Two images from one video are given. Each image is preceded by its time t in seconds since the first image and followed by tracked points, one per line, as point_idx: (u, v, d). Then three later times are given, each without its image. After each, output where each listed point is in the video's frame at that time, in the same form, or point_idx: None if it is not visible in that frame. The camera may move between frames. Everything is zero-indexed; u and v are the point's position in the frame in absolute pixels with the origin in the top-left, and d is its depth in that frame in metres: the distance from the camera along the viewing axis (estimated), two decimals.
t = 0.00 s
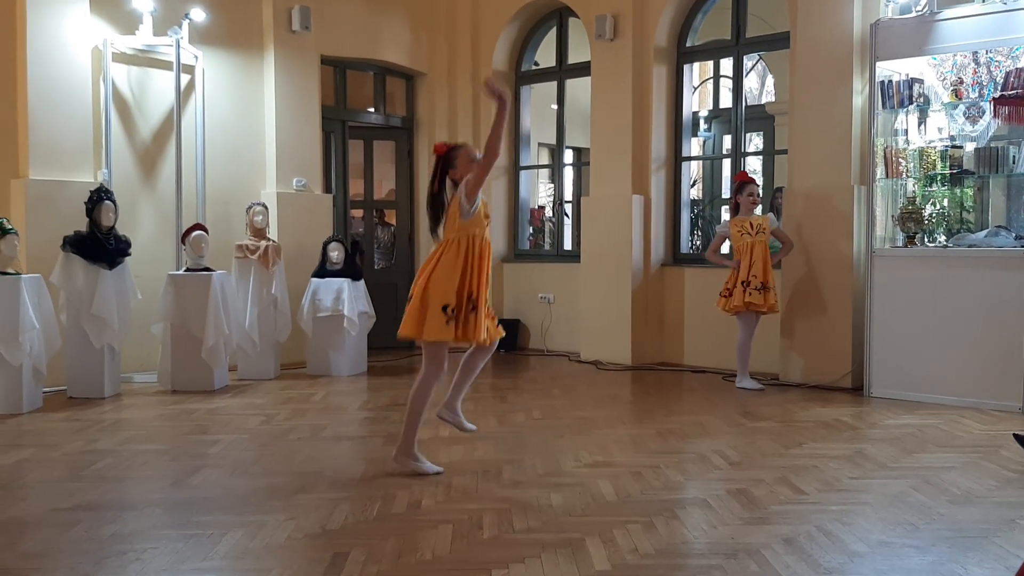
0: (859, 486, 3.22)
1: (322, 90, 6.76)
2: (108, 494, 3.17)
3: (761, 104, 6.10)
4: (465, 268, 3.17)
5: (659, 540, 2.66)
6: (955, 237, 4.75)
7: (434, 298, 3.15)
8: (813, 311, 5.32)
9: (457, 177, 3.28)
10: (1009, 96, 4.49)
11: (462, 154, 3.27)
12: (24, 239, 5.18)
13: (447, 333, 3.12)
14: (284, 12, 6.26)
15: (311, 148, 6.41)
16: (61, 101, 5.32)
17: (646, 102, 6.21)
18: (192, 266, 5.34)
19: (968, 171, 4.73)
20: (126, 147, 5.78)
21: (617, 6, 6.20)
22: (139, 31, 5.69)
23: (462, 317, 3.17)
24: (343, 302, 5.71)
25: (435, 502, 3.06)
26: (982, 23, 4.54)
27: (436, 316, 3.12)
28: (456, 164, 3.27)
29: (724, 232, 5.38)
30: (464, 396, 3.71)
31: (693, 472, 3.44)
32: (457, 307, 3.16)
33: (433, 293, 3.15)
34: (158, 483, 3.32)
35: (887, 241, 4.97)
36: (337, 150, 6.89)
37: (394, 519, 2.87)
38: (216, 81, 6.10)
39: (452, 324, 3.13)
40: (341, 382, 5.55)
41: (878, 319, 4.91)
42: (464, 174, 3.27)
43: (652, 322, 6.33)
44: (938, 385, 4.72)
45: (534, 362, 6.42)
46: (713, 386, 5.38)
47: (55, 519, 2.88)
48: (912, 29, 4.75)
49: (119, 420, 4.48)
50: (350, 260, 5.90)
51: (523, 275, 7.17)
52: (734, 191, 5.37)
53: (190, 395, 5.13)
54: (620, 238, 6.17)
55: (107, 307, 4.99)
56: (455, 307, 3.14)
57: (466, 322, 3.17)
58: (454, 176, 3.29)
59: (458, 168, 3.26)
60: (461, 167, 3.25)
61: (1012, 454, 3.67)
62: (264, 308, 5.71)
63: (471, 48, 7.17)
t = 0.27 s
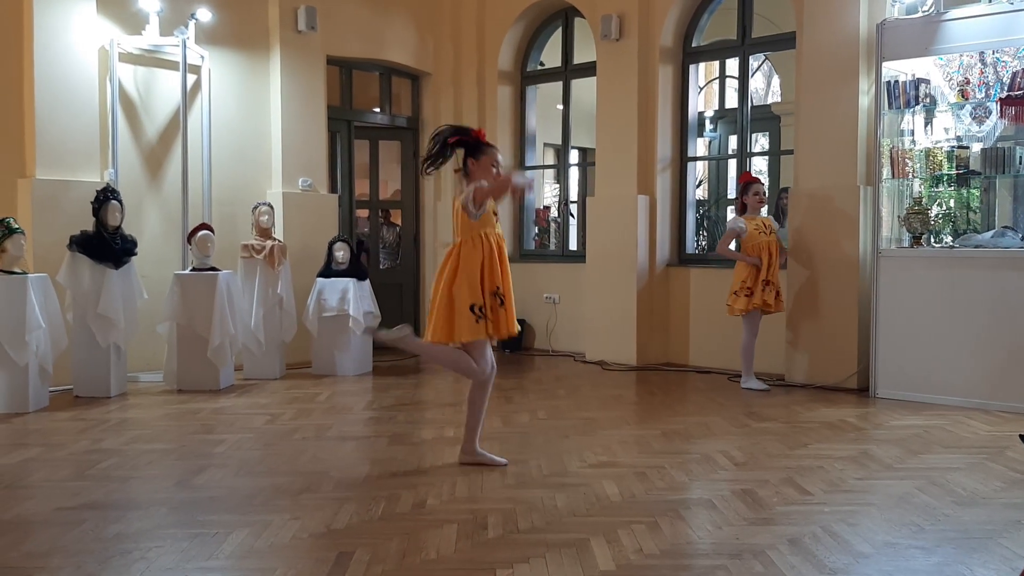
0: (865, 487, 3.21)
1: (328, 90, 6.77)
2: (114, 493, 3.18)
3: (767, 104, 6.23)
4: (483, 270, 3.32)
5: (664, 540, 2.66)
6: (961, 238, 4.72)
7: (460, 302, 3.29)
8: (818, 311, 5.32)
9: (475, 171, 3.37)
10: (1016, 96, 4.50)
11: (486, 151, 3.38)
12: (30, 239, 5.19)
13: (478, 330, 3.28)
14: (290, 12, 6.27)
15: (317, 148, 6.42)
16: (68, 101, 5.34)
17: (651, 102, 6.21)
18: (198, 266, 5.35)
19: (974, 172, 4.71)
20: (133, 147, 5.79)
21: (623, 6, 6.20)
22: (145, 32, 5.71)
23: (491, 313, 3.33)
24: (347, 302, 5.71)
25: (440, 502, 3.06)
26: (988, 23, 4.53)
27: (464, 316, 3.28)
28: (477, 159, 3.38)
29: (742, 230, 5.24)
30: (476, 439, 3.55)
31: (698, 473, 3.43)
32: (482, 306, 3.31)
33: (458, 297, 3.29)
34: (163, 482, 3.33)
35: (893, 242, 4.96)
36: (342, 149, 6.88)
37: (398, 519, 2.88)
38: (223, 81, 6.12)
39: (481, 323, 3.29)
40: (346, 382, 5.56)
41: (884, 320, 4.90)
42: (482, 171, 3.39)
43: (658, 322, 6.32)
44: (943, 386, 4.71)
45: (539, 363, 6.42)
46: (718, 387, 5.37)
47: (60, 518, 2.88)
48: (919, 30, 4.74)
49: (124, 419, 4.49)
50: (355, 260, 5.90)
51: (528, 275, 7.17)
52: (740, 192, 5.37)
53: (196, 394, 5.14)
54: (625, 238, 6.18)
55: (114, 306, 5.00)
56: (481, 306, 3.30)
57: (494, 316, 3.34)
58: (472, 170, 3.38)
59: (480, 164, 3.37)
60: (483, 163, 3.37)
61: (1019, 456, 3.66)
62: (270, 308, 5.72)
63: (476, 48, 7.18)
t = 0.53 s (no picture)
0: (869, 488, 3.21)
1: (333, 90, 6.78)
2: (118, 492, 3.19)
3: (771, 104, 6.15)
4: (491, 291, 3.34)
5: (668, 541, 2.66)
6: (967, 238, 4.73)
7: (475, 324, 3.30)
8: (823, 312, 5.31)
9: (484, 188, 3.42)
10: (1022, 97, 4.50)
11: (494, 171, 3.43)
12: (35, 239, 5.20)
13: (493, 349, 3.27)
14: (295, 12, 6.27)
15: (322, 148, 6.43)
16: (74, 101, 5.35)
17: (656, 102, 6.21)
18: (203, 266, 5.35)
19: (979, 173, 4.72)
20: (138, 147, 5.80)
21: (627, 6, 6.20)
22: (151, 32, 5.72)
23: (505, 335, 3.30)
24: (352, 302, 5.72)
25: (444, 502, 3.06)
26: (994, 24, 4.52)
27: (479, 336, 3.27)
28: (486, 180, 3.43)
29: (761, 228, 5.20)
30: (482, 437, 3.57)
31: (702, 473, 3.43)
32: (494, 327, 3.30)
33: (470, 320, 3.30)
34: (168, 482, 3.33)
35: (898, 243, 4.94)
36: (347, 150, 6.88)
37: (402, 519, 2.88)
38: (228, 81, 6.12)
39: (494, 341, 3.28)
40: (350, 382, 5.56)
41: (888, 321, 4.89)
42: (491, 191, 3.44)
43: (662, 323, 6.32)
44: (947, 386, 4.71)
45: (543, 363, 6.42)
46: (723, 387, 5.37)
47: (65, 517, 2.89)
48: (924, 30, 4.74)
49: (129, 419, 4.50)
50: (360, 261, 5.92)
51: (532, 275, 7.17)
52: (744, 192, 5.36)
53: (200, 394, 5.15)
54: (629, 238, 6.17)
55: (119, 306, 5.01)
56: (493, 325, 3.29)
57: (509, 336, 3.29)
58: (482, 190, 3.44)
59: (489, 181, 3.42)
60: (493, 182, 3.42)
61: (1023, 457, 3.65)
62: (274, 308, 5.72)
63: (481, 48, 7.18)
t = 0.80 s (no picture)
0: (873, 489, 3.21)
1: (336, 91, 6.78)
2: (123, 492, 3.19)
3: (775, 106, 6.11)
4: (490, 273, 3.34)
5: (671, 542, 2.66)
6: (971, 239, 4.71)
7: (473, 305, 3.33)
8: (826, 313, 5.31)
9: (485, 183, 3.48)
10: None
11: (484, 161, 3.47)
12: (40, 240, 5.21)
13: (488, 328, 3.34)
14: (299, 14, 6.29)
15: (325, 150, 6.43)
16: (78, 103, 5.36)
17: (659, 104, 6.20)
18: (207, 267, 5.37)
19: (983, 173, 4.71)
20: (142, 148, 5.81)
21: (631, 7, 6.20)
22: (154, 33, 5.73)
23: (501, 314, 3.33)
24: (355, 303, 5.73)
25: (447, 503, 3.06)
26: (998, 25, 4.51)
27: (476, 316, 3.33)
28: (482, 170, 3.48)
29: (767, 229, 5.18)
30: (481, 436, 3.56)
31: (706, 474, 3.43)
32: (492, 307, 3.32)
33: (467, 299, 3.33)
34: (172, 482, 3.34)
35: (901, 244, 4.92)
36: (350, 150, 6.89)
37: (405, 519, 2.88)
38: (232, 83, 6.14)
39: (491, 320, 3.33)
40: (354, 383, 5.57)
41: (892, 322, 4.89)
42: (491, 180, 3.48)
43: (666, 324, 6.31)
44: (951, 388, 4.70)
45: (546, 364, 6.42)
46: (726, 388, 5.37)
47: (69, 517, 2.90)
48: (928, 30, 4.73)
49: (133, 419, 4.50)
50: (364, 261, 5.92)
51: (536, 276, 7.17)
52: (748, 193, 5.35)
53: (204, 395, 5.15)
54: (633, 239, 6.17)
55: (123, 307, 5.02)
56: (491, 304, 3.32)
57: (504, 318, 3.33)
58: (481, 183, 3.50)
59: (486, 174, 3.47)
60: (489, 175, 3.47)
61: None
62: (278, 309, 5.73)
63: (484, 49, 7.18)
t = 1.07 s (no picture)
0: (876, 490, 3.20)
1: (339, 92, 6.79)
2: (125, 493, 3.20)
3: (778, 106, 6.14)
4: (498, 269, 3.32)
5: (673, 543, 2.65)
6: (974, 241, 4.69)
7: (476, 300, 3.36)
8: (829, 314, 5.30)
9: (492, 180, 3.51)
10: None
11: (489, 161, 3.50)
12: (43, 241, 5.22)
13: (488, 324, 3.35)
14: (302, 15, 6.29)
15: (328, 151, 6.44)
16: (82, 105, 5.37)
17: (662, 105, 6.20)
18: (210, 268, 5.37)
19: (986, 174, 4.70)
20: (144, 149, 5.82)
21: (634, 9, 6.20)
22: (157, 35, 5.74)
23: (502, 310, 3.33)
24: (358, 305, 5.73)
25: (449, 504, 3.06)
26: (1001, 26, 4.51)
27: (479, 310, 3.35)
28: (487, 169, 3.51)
29: (751, 232, 5.21)
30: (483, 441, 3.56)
31: (708, 475, 3.43)
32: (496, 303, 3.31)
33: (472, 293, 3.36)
34: (175, 483, 3.34)
35: (904, 245, 4.92)
36: (353, 151, 6.90)
37: (408, 521, 2.88)
38: (235, 84, 6.14)
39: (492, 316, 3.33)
40: (356, 384, 5.57)
41: (895, 323, 4.88)
42: (498, 178, 3.51)
43: (668, 325, 6.31)
44: (954, 389, 4.69)
45: (549, 365, 6.42)
46: (729, 390, 5.36)
47: (72, 518, 2.90)
48: (930, 31, 4.73)
49: (135, 421, 4.50)
50: (366, 262, 5.92)
51: (538, 277, 7.17)
52: (751, 194, 5.35)
53: (207, 396, 5.16)
54: (636, 241, 6.17)
55: (126, 308, 5.02)
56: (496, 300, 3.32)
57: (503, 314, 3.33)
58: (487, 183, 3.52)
59: (492, 172, 3.50)
60: (494, 173, 3.49)
61: None
62: (280, 310, 5.73)
63: (487, 51, 7.18)
